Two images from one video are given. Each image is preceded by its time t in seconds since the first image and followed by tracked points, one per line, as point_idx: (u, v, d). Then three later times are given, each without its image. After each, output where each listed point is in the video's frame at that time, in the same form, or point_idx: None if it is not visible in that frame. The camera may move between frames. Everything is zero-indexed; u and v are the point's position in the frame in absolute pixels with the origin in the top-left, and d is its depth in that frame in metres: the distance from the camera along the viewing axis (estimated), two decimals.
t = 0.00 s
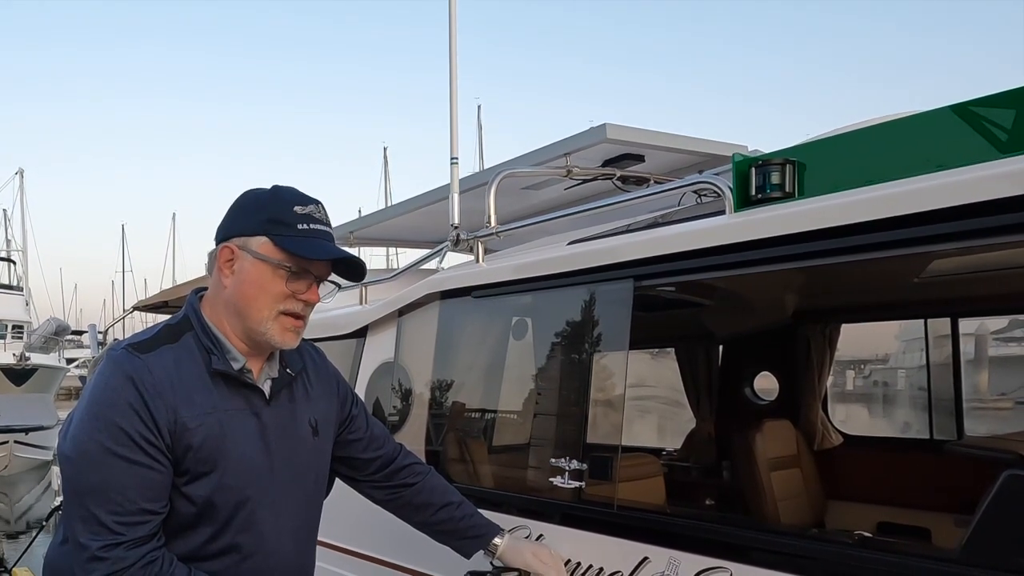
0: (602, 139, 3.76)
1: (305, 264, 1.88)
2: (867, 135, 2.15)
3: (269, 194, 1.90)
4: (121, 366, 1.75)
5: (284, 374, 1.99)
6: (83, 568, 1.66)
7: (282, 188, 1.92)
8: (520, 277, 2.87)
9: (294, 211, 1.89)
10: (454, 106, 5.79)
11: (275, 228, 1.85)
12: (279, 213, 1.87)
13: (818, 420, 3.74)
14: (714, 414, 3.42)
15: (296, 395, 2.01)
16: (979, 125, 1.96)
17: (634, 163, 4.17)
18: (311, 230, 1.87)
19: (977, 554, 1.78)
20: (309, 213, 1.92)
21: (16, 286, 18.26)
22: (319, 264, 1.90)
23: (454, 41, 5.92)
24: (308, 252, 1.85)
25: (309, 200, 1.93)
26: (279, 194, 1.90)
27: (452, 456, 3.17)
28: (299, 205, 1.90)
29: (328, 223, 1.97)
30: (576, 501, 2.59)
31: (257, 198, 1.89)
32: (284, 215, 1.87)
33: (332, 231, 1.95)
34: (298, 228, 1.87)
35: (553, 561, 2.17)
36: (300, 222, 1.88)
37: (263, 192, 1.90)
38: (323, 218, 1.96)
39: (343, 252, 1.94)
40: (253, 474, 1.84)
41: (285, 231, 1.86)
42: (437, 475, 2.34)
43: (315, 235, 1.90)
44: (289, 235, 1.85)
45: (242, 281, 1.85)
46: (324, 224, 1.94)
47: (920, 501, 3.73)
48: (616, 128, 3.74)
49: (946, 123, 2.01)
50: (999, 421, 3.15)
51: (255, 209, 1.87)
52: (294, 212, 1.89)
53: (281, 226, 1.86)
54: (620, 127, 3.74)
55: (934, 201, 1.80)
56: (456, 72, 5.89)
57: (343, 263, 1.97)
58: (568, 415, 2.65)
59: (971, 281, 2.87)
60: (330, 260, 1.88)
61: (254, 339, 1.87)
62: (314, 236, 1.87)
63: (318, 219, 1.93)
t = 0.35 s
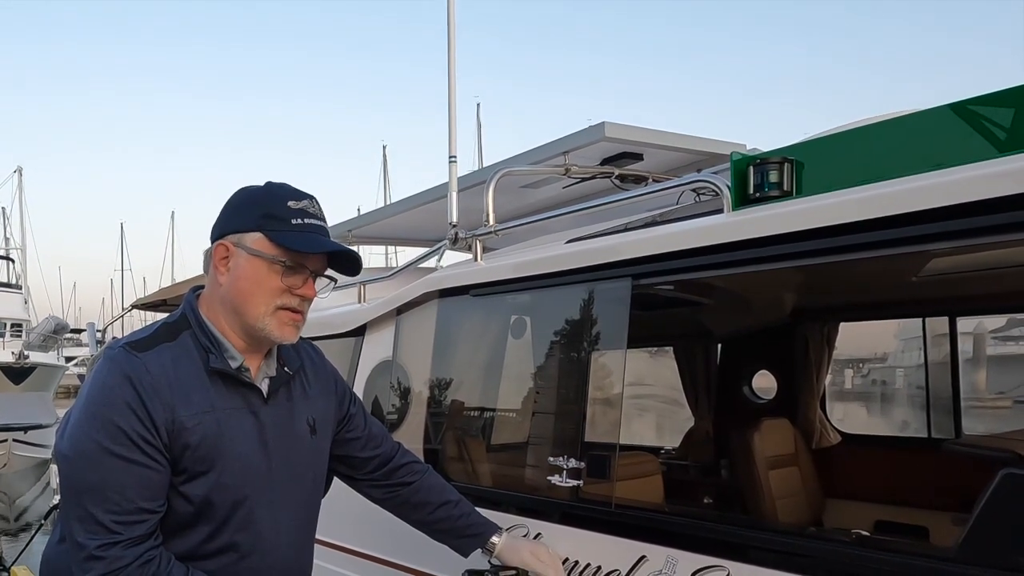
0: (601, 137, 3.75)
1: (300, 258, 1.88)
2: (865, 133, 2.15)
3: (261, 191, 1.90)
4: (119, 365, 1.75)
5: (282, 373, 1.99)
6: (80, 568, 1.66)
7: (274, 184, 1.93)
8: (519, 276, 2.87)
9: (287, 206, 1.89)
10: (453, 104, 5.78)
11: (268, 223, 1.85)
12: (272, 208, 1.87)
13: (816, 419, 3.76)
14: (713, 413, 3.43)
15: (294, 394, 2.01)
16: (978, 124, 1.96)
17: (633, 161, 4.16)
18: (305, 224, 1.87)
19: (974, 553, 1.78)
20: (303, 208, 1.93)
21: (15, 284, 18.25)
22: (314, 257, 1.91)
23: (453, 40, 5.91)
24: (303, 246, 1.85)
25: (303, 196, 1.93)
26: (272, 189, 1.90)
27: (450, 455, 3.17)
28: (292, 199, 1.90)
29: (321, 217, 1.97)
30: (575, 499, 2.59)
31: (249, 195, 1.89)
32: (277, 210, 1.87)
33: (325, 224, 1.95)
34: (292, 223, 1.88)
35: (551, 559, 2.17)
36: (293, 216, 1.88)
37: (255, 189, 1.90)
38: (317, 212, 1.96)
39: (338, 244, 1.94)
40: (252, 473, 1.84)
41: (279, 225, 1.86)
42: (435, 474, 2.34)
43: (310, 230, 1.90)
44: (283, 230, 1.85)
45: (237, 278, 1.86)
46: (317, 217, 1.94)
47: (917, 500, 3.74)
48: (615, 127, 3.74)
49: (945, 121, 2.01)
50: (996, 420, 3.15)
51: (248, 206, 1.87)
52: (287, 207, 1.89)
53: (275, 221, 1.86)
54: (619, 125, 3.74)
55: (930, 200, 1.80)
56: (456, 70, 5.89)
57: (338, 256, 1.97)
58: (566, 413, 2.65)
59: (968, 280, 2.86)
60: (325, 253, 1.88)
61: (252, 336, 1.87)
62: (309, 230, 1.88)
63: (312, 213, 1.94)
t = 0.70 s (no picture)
0: (599, 135, 3.75)
1: (289, 245, 1.90)
2: (864, 131, 2.14)
3: (246, 185, 1.92)
4: (117, 364, 1.74)
5: (280, 371, 1.99)
6: (78, 568, 1.65)
7: (259, 177, 1.95)
8: (518, 275, 2.86)
9: (273, 196, 1.91)
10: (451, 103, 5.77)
11: (255, 214, 1.87)
12: (258, 199, 1.89)
13: (814, 418, 3.77)
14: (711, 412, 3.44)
15: (292, 393, 2.01)
16: (977, 123, 1.96)
17: (631, 160, 4.16)
18: (292, 210, 1.89)
19: (973, 551, 1.78)
20: (290, 196, 1.94)
21: (13, 283, 18.23)
22: (304, 244, 1.92)
23: (451, 38, 5.90)
24: (292, 231, 1.87)
25: (288, 184, 1.95)
26: (256, 181, 1.92)
27: (449, 454, 3.17)
28: (277, 188, 1.92)
29: (309, 205, 1.98)
30: (573, 498, 2.59)
31: (235, 190, 1.91)
32: (263, 200, 1.89)
33: (313, 211, 1.96)
34: (279, 211, 1.89)
35: (549, 558, 2.16)
36: (280, 204, 1.90)
37: (241, 184, 1.92)
38: (303, 201, 1.97)
39: (327, 228, 1.96)
40: (250, 473, 1.84)
41: (266, 214, 1.87)
42: (434, 472, 2.34)
43: (298, 217, 1.92)
44: (270, 218, 1.87)
45: (230, 271, 1.87)
46: (304, 205, 1.95)
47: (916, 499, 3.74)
48: (614, 125, 3.73)
49: (944, 120, 2.00)
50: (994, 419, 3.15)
51: (234, 200, 1.89)
52: (274, 196, 1.91)
53: (262, 210, 1.88)
54: (618, 124, 3.73)
55: (928, 198, 1.80)
56: (454, 69, 5.88)
57: (328, 239, 1.99)
58: (565, 412, 2.65)
59: (967, 278, 2.85)
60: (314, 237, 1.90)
61: (249, 329, 1.88)
62: (296, 216, 1.90)
63: (298, 201, 1.95)
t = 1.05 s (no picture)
0: (598, 134, 3.74)
1: (273, 231, 1.92)
2: (862, 130, 2.14)
3: (228, 179, 1.95)
4: (114, 363, 1.74)
5: (278, 370, 1.99)
6: (76, 568, 1.65)
7: (241, 171, 1.97)
8: (517, 274, 2.86)
9: (254, 185, 1.93)
10: (450, 102, 5.76)
11: (237, 204, 1.89)
12: (239, 190, 1.91)
13: (812, 417, 3.77)
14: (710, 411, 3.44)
15: (290, 392, 2.01)
16: (975, 123, 1.96)
17: (630, 159, 4.16)
18: (272, 197, 1.90)
19: (972, 551, 1.78)
20: (271, 183, 1.95)
21: (12, 283, 18.21)
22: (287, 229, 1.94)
23: (450, 38, 5.90)
24: (273, 216, 1.88)
25: (269, 173, 1.96)
26: (237, 175, 1.95)
27: (448, 453, 3.17)
28: (257, 178, 1.93)
29: (292, 191, 1.99)
30: (572, 497, 2.59)
31: (219, 186, 1.95)
32: (245, 191, 1.91)
33: (296, 196, 1.97)
34: (261, 199, 1.91)
35: (548, 557, 2.16)
36: (261, 192, 1.92)
37: (224, 180, 1.95)
38: (286, 188, 1.98)
39: (309, 211, 1.96)
40: (248, 472, 1.83)
41: (247, 204, 1.89)
42: (433, 472, 2.34)
43: (279, 203, 1.93)
44: (252, 207, 1.89)
45: (218, 264, 1.89)
46: (287, 191, 1.96)
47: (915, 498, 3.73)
48: (612, 124, 3.73)
49: (941, 119, 2.00)
50: (992, 419, 3.15)
51: (218, 195, 1.92)
52: (255, 185, 1.93)
53: (243, 200, 1.89)
54: (616, 123, 3.73)
55: (927, 197, 1.80)
56: (453, 68, 5.87)
57: (313, 221, 2.00)
58: (563, 412, 2.64)
59: (967, 277, 2.83)
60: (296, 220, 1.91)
61: (241, 319, 1.89)
62: (277, 201, 1.91)
63: (281, 188, 1.96)
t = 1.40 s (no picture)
0: (596, 134, 3.74)
1: (262, 224, 1.92)
2: (861, 130, 2.14)
3: (216, 178, 1.95)
4: (111, 364, 1.74)
5: (276, 369, 1.99)
6: (74, 569, 1.65)
7: (229, 170, 1.98)
8: (515, 274, 2.86)
9: (241, 181, 1.93)
10: (450, 102, 5.76)
11: (225, 200, 1.90)
12: (226, 187, 1.92)
13: (812, 417, 3.76)
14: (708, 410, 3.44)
15: (288, 392, 2.01)
16: (974, 123, 1.96)
17: (628, 159, 4.16)
18: (260, 191, 1.90)
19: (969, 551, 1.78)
20: (258, 179, 1.96)
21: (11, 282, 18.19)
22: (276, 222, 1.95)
23: (450, 36, 5.89)
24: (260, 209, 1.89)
25: (255, 168, 1.96)
26: (225, 173, 1.96)
27: (446, 453, 3.17)
28: (244, 174, 1.94)
29: (280, 185, 2.00)
30: (571, 497, 2.58)
31: (207, 186, 1.95)
32: (232, 187, 1.92)
33: (285, 190, 1.98)
34: (249, 193, 1.91)
35: (546, 557, 2.16)
36: (248, 188, 1.92)
37: (213, 179, 1.96)
38: (275, 183, 1.99)
39: (298, 202, 1.96)
40: (246, 472, 1.83)
41: (235, 199, 1.90)
42: (431, 472, 2.34)
43: (267, 196, 1.93)
44: (240, 202, 1.89)
45: (209, 261, 1.90)
46: (275, 185, 1.97)
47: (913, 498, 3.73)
48: (611, 123, 3.73)
49: (940, 120, 2.00)
50: (990, 419, 3.15)
51: (206, 193, 1.93)
52: (242, 181, 1.93)
53: (231, 196, 1.90)
54: (615, 123, 3.73)
55: (926, 197, 1.80)
56: (451, 67, 5.86)
57: (302, 212, 1.99)
58: (562, 412, 2.64)
59: (966, 277, 2.83)
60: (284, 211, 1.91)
61: (235, 315, 1.89)
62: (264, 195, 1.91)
63: (269, 183, 1.97)
